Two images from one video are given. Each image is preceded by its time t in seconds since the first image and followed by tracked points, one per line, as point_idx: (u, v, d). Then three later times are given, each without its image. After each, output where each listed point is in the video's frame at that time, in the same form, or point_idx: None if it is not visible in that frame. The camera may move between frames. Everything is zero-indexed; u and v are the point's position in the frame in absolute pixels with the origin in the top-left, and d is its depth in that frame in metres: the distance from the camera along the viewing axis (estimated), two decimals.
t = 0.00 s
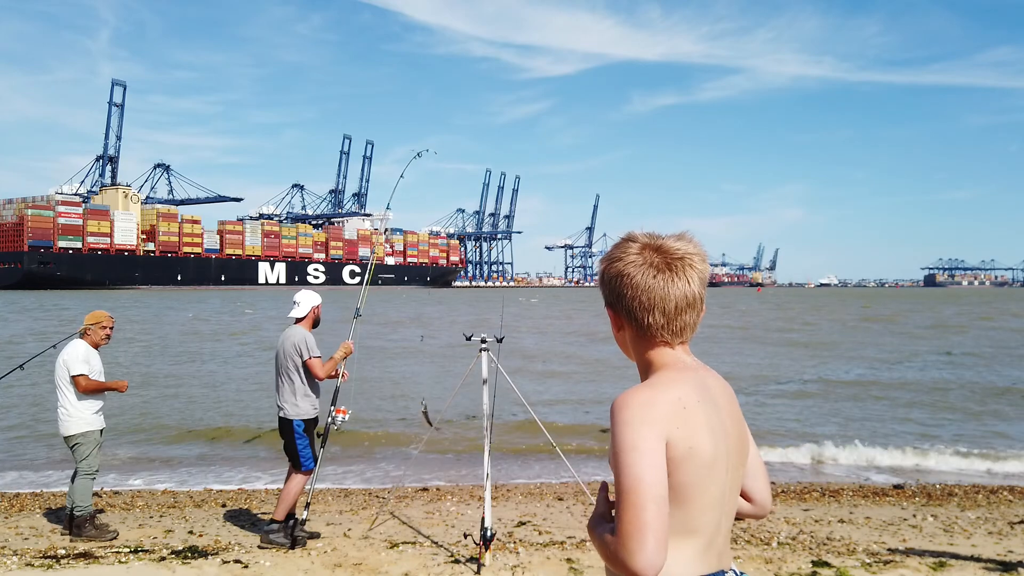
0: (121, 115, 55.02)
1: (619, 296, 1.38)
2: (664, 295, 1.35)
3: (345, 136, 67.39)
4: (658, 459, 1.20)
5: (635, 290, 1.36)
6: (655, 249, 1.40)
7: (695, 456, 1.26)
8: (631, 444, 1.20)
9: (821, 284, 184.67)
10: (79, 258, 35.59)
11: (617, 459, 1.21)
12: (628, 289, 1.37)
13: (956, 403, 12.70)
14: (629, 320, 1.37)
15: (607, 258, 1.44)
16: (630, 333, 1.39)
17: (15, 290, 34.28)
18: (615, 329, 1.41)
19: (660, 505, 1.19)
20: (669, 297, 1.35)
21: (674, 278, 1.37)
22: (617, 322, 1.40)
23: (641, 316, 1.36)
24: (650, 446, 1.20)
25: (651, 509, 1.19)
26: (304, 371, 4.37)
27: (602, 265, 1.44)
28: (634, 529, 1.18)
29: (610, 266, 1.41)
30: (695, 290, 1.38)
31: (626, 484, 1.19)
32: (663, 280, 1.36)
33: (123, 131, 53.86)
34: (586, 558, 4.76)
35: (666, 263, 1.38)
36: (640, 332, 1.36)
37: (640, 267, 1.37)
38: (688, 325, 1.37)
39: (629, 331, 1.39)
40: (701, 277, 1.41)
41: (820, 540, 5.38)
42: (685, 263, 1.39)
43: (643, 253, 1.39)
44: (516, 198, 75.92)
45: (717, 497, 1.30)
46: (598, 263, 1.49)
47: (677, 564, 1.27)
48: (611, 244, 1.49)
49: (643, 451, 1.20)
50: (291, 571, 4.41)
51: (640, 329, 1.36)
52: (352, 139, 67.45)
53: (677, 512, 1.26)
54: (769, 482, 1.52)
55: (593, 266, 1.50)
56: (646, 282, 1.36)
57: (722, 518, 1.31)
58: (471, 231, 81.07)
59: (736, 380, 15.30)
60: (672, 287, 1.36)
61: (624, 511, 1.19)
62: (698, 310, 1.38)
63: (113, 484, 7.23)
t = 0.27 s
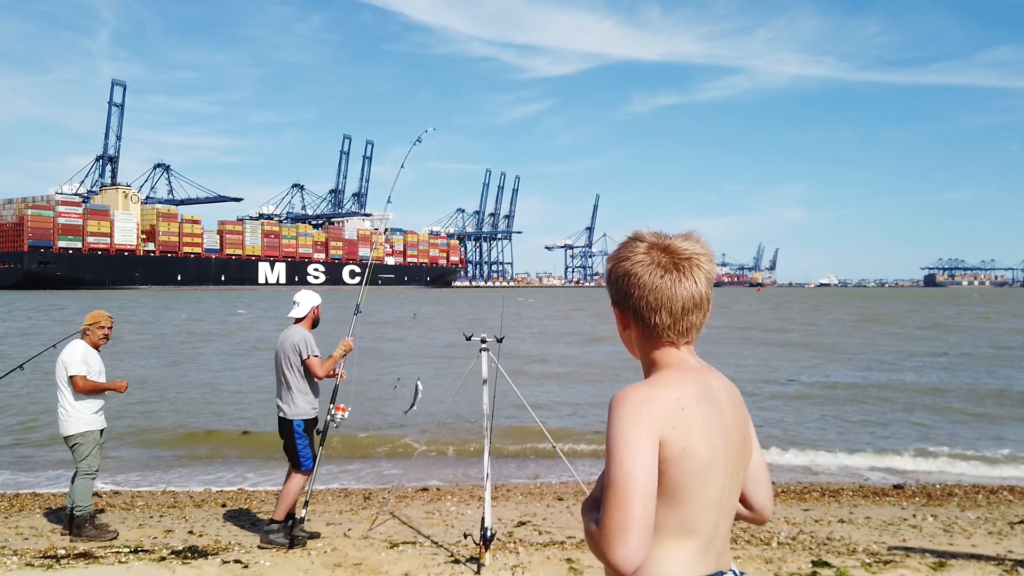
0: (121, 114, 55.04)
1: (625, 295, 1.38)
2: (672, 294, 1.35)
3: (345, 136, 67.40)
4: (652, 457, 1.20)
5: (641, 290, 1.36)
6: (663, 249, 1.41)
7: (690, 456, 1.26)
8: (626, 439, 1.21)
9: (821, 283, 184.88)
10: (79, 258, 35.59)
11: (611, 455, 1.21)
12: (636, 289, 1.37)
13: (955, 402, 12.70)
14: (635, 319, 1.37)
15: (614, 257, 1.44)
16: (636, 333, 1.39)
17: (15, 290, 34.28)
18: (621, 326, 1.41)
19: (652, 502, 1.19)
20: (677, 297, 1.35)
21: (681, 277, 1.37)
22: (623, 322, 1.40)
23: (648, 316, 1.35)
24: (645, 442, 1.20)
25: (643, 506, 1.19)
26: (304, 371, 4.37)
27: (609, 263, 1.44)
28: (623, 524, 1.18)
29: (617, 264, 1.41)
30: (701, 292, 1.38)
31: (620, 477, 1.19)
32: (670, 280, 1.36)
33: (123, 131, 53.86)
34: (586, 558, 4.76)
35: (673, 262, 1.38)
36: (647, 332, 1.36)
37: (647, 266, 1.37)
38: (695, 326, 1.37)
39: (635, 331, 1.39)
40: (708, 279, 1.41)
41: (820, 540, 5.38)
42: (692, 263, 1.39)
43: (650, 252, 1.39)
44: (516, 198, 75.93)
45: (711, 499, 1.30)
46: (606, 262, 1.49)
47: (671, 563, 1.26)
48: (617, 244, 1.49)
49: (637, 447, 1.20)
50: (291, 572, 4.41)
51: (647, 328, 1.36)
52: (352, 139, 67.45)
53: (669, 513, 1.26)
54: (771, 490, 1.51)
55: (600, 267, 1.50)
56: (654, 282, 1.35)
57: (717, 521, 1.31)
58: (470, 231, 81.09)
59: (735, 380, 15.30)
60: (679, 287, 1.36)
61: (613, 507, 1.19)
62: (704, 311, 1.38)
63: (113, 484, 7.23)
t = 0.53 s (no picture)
0: (122, 115, 55.08)
1: (635, 293, 1.38)
2: (683, 292, 1.35)
3: (345, 136, 67.46)
4: (654, 456, 1.20)
5: (652, 287, 1.36)
6: (675, 245, 1.40)
7: (690, 458, 1.26)
8: (628, 437, 1.21)
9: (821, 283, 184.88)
10: (79, 258, 35.60)
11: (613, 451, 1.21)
12: (647, 286, 1.36)
13: (955, 402, 12.70)
14: (645, 316, 1.37)
15: (624, 253, 1.43)
16: (645, 331, 1.39)
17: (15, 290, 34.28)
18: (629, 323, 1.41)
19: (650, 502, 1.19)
20: (688, 295, 1.35)
21: (692, 275, 1.36)
22: (632, 319, 1.40)
23: (659, 313, 1.35)
24: (647, 441, 1.20)
25: (642, 506, 1.19)
26: (301, 371, 4.36)
27: (620, 259, 1.44)
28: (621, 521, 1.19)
29: (628, 260, 1.41)
30: (711, 289, 1.38)
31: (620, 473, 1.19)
32: (681, 277, 1.35)
33: (123, 131, 53.87)
34: (586, 558, 4.76)
35: (684, 260, 1.37)
36: (657, 329, 1.36)
37: (657, 263, 1.36)
38: (705, 324, 1.37)
39: (645, 329, 1.39)
40: (718, 277, 1.40)
41: (820, 540, 5.38)
42: (702, 262, 1.39)
43: (661, 249, 1.38)
44: (516, 198, 75.95)
45: (709, 501, 1.31)
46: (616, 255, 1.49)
47: (667, 563, 1.27)
48: (628, 239, 1.48)
49: (641, 445, 1.20)
50: (291, 571, 4.41)
51: (656, 325, 1.36)
52: (352, 139, 67.50)
53: (667, 512, 1.26)
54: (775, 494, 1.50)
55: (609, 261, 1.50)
56: (665, 279, 1.35)
57: (714, 520, 1.31)
58: (471, 231, 81.11)
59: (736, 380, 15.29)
60: (690, 285, 1.36)
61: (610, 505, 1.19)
62: (715, 310, 1.38)
63: (113, 484, 7.22)
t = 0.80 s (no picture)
0: (121, 114, 55.08)
1: (647, 289, 1.37)
2: (696, 290, 1.35)
3: (345, 136, 67.42)
4: (654, 459, 1.21)
5: (664, 285, 1.35)
6: (688, 242, 1.39)
7: (692, 460, 1.27)
8: (631, 437, 1.21)
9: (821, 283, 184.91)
10: (79, 258, 35.59)
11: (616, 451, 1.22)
12: (659, 284, 1.36)
13: (955, 402, 12.70)
14: (655, 313, 1.37)
15: (636, 249, 1.42)
16: (654, 328, 1.39)
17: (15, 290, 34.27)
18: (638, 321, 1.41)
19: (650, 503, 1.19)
20: (700, 294, 1.35)
21: (705, 273, 1.36)
22: (642, 315, 1.40)
23: (669, 312, 1.35)
24: (650, 442, 1.21)
25: (641, 506, 1.20)
26: (299, 370, 4.35)
27: (630, 254, 1.43)
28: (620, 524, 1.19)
29: (639, 256, 1.40)
30: (723, 288, 1.38)
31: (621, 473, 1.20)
32: (694, 276, 1.35)
33: (123, 131, 53.86)
34: (585, 558, 4.76)
35: (698, 258, 1.37)
36: (667, 328, 1.36)
37: (670, 261, 1.36)
38: (716, 322, 1.38)
39: (654, 325, 1.39)
40: (730, 276, 1.40)
41: (820, 539, 5.38)
42: (714, 260, 1.38)
43: (674, 246, 1.38)
44: (516, 198, 75.98)
45: (708, 501, 1.31)
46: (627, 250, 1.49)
47: (663, 564, 1.27)
48: (639, 233, 1.48)
49: (644, 446, 1.21)
50: (291, 571, 4.41)
51: (667, 324, 1.36)
52: (352, 139, 67.48)
53: (666, 514, 1.27)
54: (777, 493, 1.50)
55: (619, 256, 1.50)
56: (679, 277, 1.35)
57: (712, 521, 1.32)
58: (470, 231, 81.16)
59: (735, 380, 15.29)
60: (703, 283, 1.36)
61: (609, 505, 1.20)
62: (725, 310, 1.38)
63: (113, 484, 7.22)
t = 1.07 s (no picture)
0: (121, 114, 55.09)
1: (635, 294, 1.37)
2: (683, 293, 1.35)
3: (345, 136, 67.38)
4: (657, 463, 1.21)
5: (653, 290, 1.35)
6: (672, 244, 1.39)
7: (695, 462, 1.27)
8: (633, 444, 1.21)
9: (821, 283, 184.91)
10: (79, 258, 35.59)
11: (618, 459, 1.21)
12: (646, 289, 1.36)
13: (955, 402, 12.70)
14: (645, 318, 1.37)
15: (620, 256, 1.42)
16: (644, 332, 1.39)
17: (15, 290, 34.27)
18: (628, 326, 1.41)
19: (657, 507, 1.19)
20: (689, 297, 1.35)
21: (691, 274, 1.36)
22: (631, 319, 1.40)
23: (660, 316, 1.35)
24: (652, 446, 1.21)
25: (646, 512, 1.20)
26: (297, 369, 4.35)
27: (616, 259, 1.43)
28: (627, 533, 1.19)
29: (625, 261, 1.40)
30: (710, 290, 1.38)
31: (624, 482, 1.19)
32: (682, 279, 1.36)
33: (123, 131, 53.87)
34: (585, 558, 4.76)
35: (683, 261, 1.37)
36: (658, 332, 1.36)
37: (657, 265, 1.36)
38: (704, 323, 1.38)
39: (642, 330, 1.39)
40: (714, 277, 1.41)
41: (819, 539, 5.38)
42: (700, 261, 1.38)
43: (660, 249, 1.37)
44: (516, 198, 75.98)
45: (713, 500, 1.31)
46: (612, 254, 1.49)
47: (673, 565, 1.27)
48: (622, 237, 1.48)
49: (647, 455, 1.20)
50: (291, 571, 4.41)
51: (657, 328, 1.36)
52: (352, 139, 67.44)
53: (670, 515, 1.27)
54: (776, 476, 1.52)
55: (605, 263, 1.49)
56: (665, 282, 1.35)
57: (717, 517, 1.33)
58: (470, 231, 81.19)
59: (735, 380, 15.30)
60: (689, 285, 1.36)
61: (614, 515, 1.19)
62: (712, 311, 1.39)
63: (113, 483, 7.23)
